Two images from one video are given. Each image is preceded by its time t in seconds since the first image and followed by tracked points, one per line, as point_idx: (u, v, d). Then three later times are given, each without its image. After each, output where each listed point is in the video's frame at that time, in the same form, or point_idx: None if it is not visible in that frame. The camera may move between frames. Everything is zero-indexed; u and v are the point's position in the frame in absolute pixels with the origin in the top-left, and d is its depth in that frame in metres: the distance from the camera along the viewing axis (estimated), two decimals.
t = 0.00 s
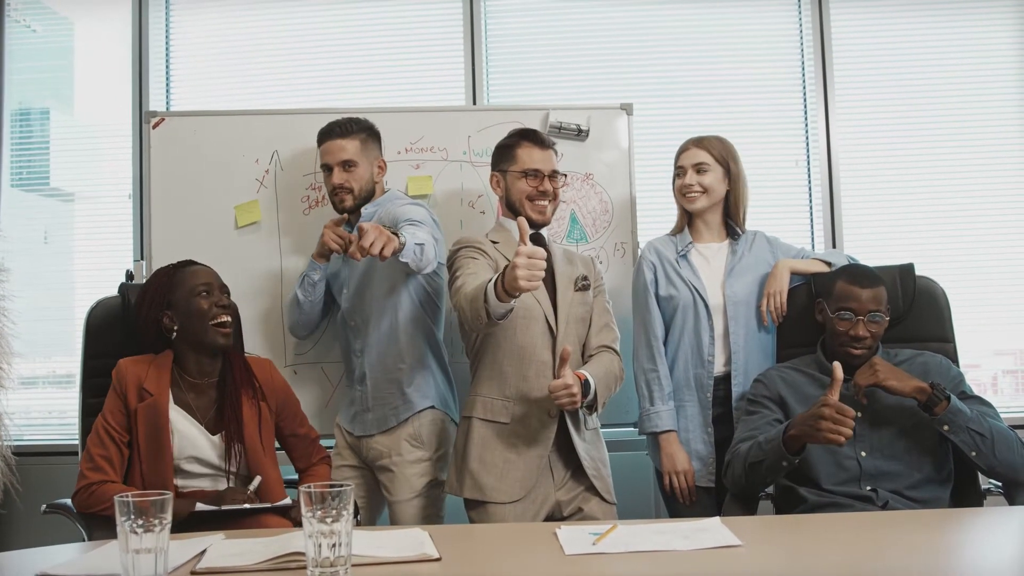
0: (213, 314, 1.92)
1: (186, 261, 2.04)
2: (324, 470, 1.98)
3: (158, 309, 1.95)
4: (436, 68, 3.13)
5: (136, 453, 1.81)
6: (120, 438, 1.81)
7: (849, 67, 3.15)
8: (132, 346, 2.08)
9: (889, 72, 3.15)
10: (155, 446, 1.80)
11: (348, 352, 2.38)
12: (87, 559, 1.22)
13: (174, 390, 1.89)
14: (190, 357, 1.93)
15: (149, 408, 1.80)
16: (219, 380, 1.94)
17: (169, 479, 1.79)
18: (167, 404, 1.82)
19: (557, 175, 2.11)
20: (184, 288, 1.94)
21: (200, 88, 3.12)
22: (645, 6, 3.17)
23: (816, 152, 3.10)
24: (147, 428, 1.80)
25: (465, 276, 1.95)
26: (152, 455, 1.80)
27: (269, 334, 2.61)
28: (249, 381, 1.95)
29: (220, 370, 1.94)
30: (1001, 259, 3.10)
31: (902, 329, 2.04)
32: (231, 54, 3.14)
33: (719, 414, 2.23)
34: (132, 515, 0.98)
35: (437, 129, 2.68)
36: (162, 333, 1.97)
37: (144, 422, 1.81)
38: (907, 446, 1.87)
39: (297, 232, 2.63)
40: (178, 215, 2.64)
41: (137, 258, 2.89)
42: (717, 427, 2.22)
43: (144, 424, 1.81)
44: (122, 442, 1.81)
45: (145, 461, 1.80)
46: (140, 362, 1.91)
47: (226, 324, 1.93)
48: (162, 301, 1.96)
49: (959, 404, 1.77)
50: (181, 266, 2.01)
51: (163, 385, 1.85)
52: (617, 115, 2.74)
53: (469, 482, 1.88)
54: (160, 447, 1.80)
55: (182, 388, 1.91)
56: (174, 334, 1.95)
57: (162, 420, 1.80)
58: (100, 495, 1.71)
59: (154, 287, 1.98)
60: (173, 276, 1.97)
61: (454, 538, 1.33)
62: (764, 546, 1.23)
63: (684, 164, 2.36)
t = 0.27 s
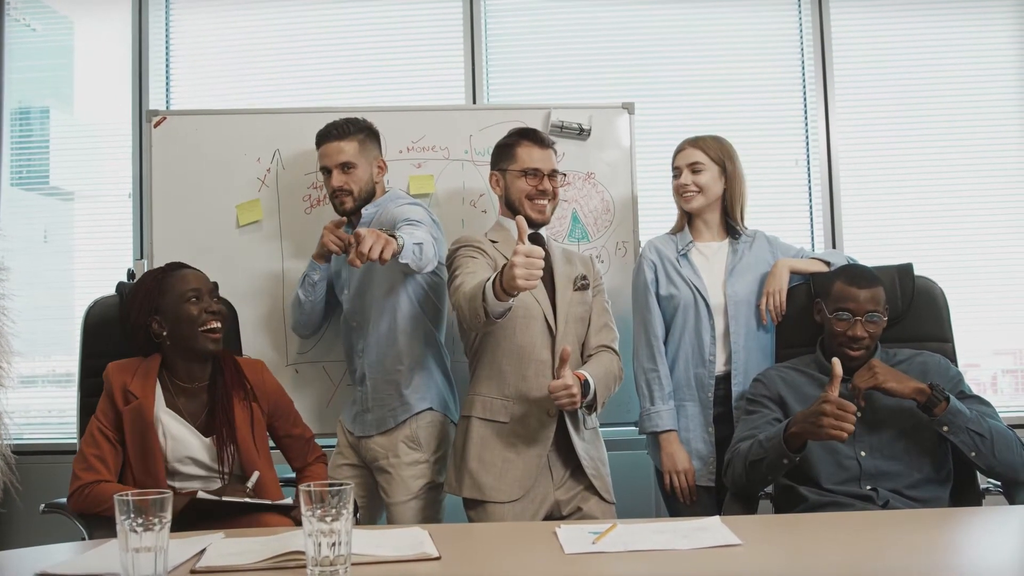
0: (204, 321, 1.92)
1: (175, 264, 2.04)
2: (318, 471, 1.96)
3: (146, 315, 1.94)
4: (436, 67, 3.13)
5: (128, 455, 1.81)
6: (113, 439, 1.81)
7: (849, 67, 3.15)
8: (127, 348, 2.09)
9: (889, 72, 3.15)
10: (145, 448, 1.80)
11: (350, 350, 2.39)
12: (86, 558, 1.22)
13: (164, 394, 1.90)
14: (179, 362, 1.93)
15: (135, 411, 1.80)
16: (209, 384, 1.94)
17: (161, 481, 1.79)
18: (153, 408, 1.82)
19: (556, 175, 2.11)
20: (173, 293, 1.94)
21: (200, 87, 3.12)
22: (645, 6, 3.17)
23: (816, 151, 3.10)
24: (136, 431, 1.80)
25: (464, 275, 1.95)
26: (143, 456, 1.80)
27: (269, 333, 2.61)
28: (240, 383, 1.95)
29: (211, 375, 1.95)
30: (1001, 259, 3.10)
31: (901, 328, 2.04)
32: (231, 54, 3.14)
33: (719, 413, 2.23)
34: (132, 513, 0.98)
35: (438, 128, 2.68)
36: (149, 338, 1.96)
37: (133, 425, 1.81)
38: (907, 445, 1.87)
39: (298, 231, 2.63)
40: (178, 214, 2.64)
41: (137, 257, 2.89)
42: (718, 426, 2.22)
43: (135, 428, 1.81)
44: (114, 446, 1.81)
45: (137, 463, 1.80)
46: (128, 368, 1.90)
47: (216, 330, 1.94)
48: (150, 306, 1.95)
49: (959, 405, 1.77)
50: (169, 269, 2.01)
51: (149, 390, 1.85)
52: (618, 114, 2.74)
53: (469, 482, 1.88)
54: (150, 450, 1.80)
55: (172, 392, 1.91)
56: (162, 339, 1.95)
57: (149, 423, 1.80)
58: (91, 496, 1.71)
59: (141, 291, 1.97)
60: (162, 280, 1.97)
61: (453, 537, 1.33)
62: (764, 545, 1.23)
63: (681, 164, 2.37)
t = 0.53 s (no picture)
0: (194, 325, 1.91)
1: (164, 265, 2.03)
2: (314, 463, 1.98)
3: (134, 318, 1.92)
4: (437, 65, 3.12)
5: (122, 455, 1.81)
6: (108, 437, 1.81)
7: (850, 65, 3.14)
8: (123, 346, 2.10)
9: (890, 70, 3.15)
10: (137, 449, 1.80)
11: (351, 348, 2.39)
12: (85, 555, 1.22)
13: (155, 396, 1.89)
14: (168, 365, 1.92)
15: (126, 413, 1.80)
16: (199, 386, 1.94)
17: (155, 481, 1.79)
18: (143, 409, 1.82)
19: (556, 172, 2.11)
20: (163, 296, 1.92)
21: (201, 85, 3.12)
22: (646, 4, 3.16)
23: (817, 149, 3.10)
24: (128, 432, 1.80)
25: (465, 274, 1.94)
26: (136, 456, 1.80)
27: (269, 331, 2.61)
28: (231, 381, 1.96)
29: (200, 376, 1.94)
30: (1002, 258, 3.10)
31: (902, 327, 2.04)
32: (231, 51, 3.14)
33: (720, 411, 2.23)
34: (133, 511, 0.98)
35: (438, 126, 2.68)
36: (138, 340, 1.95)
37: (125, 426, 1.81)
38: (907, 444, 1.87)
39: (299, 229, 2.63)
40: (179, 212, 2.64)
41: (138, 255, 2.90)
42: (718, 425, 2.23)
43: (127, 431, 1.81)
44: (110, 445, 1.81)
45: (131, 462, 1.80)
46: (117, 372, 1.89)
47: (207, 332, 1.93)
48: (138, 308, 1.93)
49: (958, 409, 1.76)
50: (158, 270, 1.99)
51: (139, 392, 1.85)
52: (619, 112, 2.74)
53: (469, 480, 1.88)
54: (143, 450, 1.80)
55: (162, 394, 1.91)
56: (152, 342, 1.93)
57: (139, 425, 1.80)
58: (85, 495, 1.71)
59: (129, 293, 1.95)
60: (151, 282, 1.95)
61: (453, 535, 1.33)
62: (764, 543, 1.23)
63: (683, 164, 2.36)
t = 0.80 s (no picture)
0: (184, 330, 1.89)
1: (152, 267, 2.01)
2: (307, 458, 2.00)
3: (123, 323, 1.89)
4: (437, 65, 3.13)
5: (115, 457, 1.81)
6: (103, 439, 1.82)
7: (850, 65, 3.14)
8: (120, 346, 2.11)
9: (890, 71, 3.15)
10: (131, 452, 1.80)
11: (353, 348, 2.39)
12: (86, 556, 1.22)
13: (145, 398, 1.89)
14: (158, 367, 1.90)
15: (116, 415, 1.80)
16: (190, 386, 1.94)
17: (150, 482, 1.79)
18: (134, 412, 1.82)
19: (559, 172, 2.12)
20: (152, 302, 1.89)
21: (201, 85, 3.12)
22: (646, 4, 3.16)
23: (818, 150, 3.10)
24: (120, 435, 1.80)
25: (465, 275, 1.94)
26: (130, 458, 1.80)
27: (269, 331, 2.61)
28: (220, 379, 1.96)
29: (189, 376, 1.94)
30: (1002, 258, 3.09)
31: (902, 327, 2.04)
32: (231, 52, 3.14)
33: (723, 412, 2.23)
34: (133, 511, 0.98)
35: (438, 126, 2.68)
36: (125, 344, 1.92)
37: (116, 428, 1.80)
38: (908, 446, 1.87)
39: (299, 229, 2.63)
40: (179, 212, 2.64)
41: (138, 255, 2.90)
42: (721, 425, 2.23)
43: (120, 436, 1.80)
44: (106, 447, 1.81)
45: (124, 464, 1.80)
46: (108, 375, 1.89)
47: (197, 335, 1.92)
48: (127, 313, 1.90)
49: (959, 427, 1.73)
50: (145, 273, 1.97)
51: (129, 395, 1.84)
52: (618, 112, 2.74)
53: (470, 480, 1.88)
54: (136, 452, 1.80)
55: (151, 396, 1.91)
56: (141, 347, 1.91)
57: (130, 427, 1.80)
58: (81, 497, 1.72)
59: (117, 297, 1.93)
60: (138, 285, 1.93)
61: (454, 535, 1.33)
62: (765, 544, 1.23)
63: (688, 167, 2.36)
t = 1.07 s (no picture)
0: (172, 331, 1.89)
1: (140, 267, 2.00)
2: (298, 455, 2.01)
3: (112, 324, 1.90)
4: (437, 66, 3.13)
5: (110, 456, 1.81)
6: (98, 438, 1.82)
7: (850, 65, 3.14)
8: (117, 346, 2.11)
9: (890, 71, 3.15)
10: (124, 452, 1.80)
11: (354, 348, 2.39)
12: (86, 556, 1.22)
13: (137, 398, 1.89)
14: (148, 368, 1.90)
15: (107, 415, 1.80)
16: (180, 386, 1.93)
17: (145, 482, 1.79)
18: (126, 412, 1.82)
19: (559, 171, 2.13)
20: (140, 304, 1.89)
21: (201, 86, 3.12)
22: (646, 5, 3.16)
23: (817, 150, 3.10)
24: (111, 435, 1.81)
25: (465, 275, 1.95)
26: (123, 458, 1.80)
27: (269, 332, 2.61)
28: (209, 376, 1.95)
29: (179, 375, 1.93)
30: (1002, 258, 3.09)
31: (902, 327, 2.04)
32: (231, 52, 3.14)
33: (725, 411, 2.23)
34: (133, 511, 0.98)
35: (438, 126, 2.68)
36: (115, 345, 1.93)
37: (108, 429, 1.81)
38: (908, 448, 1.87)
39: (299, 229, 2.63)
40: (179, 212, 2.64)
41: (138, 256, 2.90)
42: (722, 425, 2.23)
43: (113, 436, 1.81)
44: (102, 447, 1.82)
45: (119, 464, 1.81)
46: (99, 376, 1.89)
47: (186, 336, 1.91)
48: (115, 314, 1.90)
49: (959, 450, 1.73)
50: (133, 274, 1.96)
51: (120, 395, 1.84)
52: (618, 112, 2.74)
53: (470, 481, 1.88)
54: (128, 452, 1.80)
55: (142, 397, 1.90)
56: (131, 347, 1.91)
57: (122, 427, 1.80)
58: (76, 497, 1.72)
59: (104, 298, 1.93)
60: (126, 286, 1.93)
61: (454, 535, 1.33)
62: (765, 544, 1.23)
63: (691, 169, 2.35)
